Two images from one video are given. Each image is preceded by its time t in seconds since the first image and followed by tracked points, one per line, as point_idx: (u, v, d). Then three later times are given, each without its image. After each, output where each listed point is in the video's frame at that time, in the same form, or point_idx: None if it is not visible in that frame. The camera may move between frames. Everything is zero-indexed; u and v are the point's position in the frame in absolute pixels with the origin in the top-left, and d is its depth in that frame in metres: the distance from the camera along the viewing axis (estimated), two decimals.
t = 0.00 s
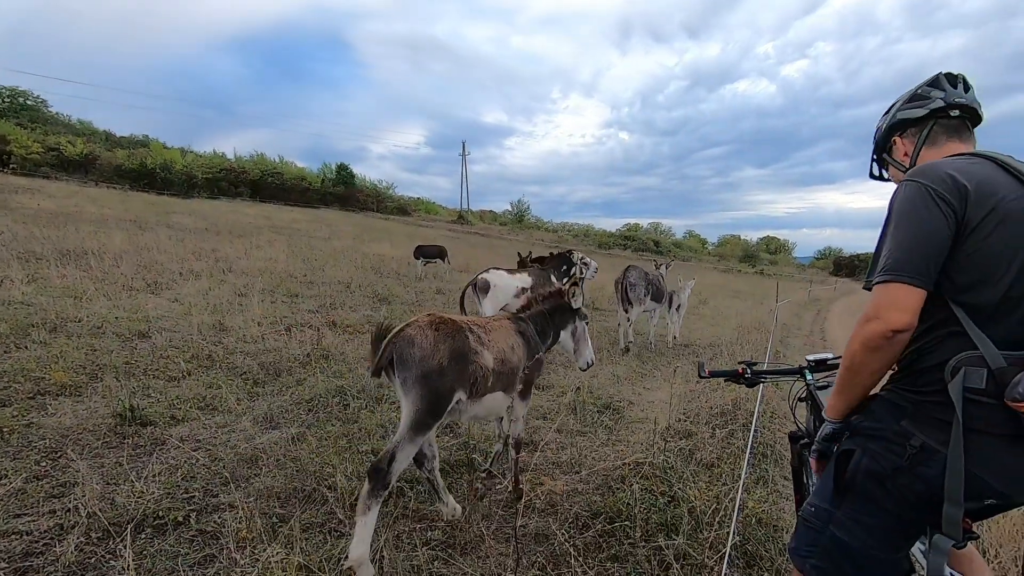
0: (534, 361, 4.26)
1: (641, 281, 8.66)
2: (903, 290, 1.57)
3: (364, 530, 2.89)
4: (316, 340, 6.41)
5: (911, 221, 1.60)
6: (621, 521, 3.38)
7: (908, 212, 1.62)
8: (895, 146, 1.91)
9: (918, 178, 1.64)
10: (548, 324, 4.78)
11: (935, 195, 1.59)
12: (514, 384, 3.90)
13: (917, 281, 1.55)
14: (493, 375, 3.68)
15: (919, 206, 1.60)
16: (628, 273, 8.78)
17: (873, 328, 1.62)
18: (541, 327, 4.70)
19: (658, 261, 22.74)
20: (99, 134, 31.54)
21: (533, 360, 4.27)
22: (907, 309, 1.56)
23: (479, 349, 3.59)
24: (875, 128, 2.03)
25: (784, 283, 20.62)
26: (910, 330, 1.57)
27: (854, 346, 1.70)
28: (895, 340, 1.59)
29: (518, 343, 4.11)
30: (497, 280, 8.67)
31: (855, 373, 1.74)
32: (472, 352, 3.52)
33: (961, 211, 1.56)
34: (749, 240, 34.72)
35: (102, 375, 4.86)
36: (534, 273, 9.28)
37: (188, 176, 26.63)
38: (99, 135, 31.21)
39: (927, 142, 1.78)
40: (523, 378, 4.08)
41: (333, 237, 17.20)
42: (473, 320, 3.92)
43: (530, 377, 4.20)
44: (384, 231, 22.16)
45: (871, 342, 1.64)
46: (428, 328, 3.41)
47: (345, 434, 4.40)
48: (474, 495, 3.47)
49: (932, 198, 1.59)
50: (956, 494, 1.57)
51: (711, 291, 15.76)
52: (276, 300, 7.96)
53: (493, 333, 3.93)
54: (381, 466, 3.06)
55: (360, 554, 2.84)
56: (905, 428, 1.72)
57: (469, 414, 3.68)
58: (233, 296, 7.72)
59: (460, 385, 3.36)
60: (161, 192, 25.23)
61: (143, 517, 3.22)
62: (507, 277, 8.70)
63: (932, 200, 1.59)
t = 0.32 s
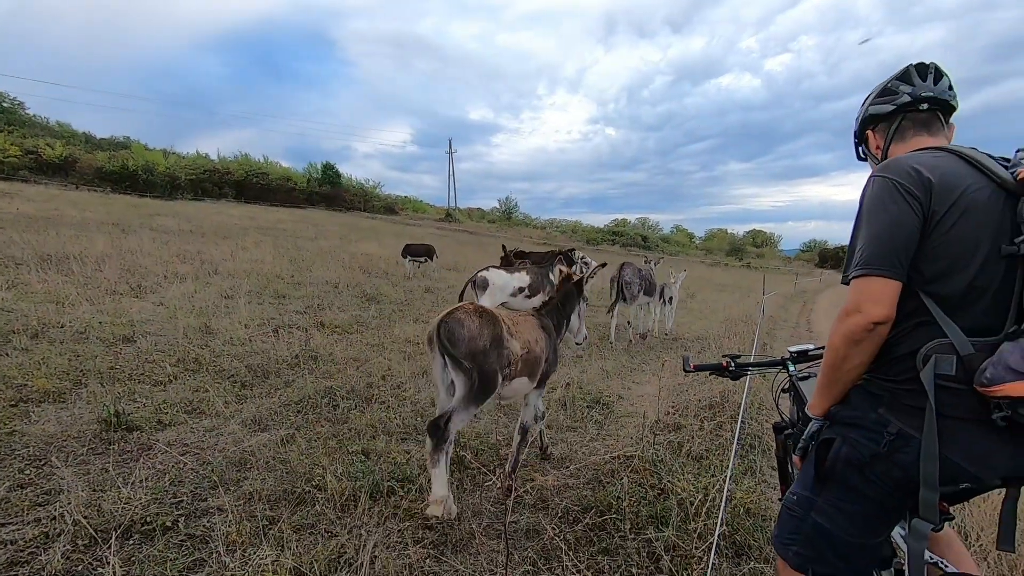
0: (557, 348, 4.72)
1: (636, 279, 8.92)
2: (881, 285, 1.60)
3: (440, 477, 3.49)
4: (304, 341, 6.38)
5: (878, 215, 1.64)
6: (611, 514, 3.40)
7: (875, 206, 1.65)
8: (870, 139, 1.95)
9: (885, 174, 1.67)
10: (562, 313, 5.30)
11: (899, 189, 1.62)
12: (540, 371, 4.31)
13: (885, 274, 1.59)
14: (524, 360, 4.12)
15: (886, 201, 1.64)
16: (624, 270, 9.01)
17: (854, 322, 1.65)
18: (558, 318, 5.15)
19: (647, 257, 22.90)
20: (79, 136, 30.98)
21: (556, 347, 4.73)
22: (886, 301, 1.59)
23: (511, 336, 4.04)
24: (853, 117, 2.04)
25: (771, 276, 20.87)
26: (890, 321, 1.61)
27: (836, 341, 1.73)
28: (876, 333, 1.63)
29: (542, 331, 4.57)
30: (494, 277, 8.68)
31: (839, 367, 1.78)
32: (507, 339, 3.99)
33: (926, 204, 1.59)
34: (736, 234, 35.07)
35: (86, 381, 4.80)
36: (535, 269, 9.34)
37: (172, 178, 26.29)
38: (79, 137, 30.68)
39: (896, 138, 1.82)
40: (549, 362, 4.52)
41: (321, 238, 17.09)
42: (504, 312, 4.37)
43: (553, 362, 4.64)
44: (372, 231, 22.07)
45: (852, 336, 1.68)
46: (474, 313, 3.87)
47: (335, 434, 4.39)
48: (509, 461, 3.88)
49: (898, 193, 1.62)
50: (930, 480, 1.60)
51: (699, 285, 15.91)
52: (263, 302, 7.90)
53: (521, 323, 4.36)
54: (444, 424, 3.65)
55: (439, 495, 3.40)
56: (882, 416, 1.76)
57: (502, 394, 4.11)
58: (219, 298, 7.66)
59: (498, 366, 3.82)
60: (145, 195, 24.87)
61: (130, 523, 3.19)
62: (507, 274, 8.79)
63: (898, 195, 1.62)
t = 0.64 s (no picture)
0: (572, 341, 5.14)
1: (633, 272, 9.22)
2: (870, 284, 1.61)
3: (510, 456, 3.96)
4: (294, 344, 6.33)
5: (864, 214, 1.65)
6: (604, 514, 3.41)
7: (861, 205, 1.67)
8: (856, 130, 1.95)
9: (870, 172, 1.69)
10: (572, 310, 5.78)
11: (884, 188, 1.64)
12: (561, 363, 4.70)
13: (873, 273, 1.60)
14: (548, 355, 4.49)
15: (872, 200, 1.65)
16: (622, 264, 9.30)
17: (845, 322, 1.66)
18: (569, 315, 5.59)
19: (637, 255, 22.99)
20: (62, 140, 30.57)
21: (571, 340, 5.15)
22: (876, 300, 1.61)
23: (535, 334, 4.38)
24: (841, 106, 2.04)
25: (760, 273, 21.04)
26: (880, 320, 1.62)
27: (826, 341, 1.73)
28: (868, 332, 1.64)
29: (557, 326, 4.96)
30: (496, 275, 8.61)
31: (828, 367, 1.78)
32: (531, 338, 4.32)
33: (911, 202, 1.61)
34: (726, 232, 35.32)
35: (72, 388, 4.74)
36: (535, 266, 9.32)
37: (158, 180, 26.03)
38: (63, 141, 30.29)
39: (883, 133, 1.83)
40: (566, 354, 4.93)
41: (310, 240, 16.99)
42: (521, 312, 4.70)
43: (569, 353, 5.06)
44: (362, 232, 21.97)
45: (843, 335, 1.68)
46: (500, 318, 4.17)
47: (326, 438, 4.37)
48: (563, 421, 4.53)
49: (884, 191, 1.64)
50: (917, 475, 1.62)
51: (689, 283, 16.01)
52: (252, 305, 7.85)
53: (540, 321, 4.72)
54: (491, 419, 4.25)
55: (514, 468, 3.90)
56: (870, 413, 1.77)
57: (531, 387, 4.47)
58: (208, 302, 7.59)
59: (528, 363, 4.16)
60: (131, 198, 24.59)
61: (118, 532, 3.14)
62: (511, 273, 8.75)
63: (883, 193, 1.64)
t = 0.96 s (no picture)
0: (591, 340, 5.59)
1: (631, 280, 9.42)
2: (860, 290, 1.62)
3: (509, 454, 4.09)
4: (286, 352, 6.30)
5: (854, 220, 1.66)
6: (599, 521, 3.41)
7: (852, 212, 1.68)
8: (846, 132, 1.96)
9: (861, 178, 1.70)
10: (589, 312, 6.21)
11: (874, 195, 1.65)
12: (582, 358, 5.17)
13: (864, 280, 1.61)
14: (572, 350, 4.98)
15: (862, 207, 1.66)
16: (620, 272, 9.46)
17: (837, 328, 1.67)
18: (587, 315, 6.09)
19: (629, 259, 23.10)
20: (49, 146, 30.27)
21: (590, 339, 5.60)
22: (868, 306, 1.61)
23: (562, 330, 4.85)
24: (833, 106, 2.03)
25: (750, 275, 21.21)
26: (871, 326, 1.63)
27: (817, 347, 1.74)
28: (859, 337, 1.65)
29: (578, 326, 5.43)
30: (502, 280, 8.57)
31: (820, 373, 1.78)
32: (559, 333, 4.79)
33: (901, 210, 1.62)
34: (717, 234, 35.60)
35: (61, 399, 4.68)
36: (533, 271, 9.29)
37: (147, 187, 25.84)
38: (50, 147, 30.02)
39: (874, 139, 1.84)
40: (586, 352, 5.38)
41: (302, 246, 16.91)
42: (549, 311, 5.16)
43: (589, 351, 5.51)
44: (354, 238, 21.90)
45: (835, 340, 1.69)
46: (536, 312, 4.61)
47: (318, 447, 4.35)
48: (584, 424, 4.92)
49: (874, 198, 1.65)
50: (909, 481, 1.63)
51: (681, 286, 16.11)
52: (243, 313, 7.80)
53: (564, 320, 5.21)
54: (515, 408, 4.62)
55: (509, 468, 4.04)
56: (862, 419, 1.78)
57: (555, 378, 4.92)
58: (199, 310, 7.54)
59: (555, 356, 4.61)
60: (119, 205, 24.39)
61: (108, 546, 3.09)
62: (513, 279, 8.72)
63: (873, 200, 1.65)
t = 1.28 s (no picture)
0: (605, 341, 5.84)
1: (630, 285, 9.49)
2: (851, 293, 1.64)
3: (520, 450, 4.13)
4: (280, 359, 6.27)
5: (846, 225, 1.68)
6: (595, 527, 3.41)
7: (843, 216, 1.69)
8: (843, 133, 1.98)
9: (852, 183, 1.71)
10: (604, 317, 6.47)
11: (865, 199, 1.66)
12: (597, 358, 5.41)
13: (855, 283, 1.63)
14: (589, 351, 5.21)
15: (854, 211, 1.68)
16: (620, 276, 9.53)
17: (827, 330, 1.68)
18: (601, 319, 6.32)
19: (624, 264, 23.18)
20: (40, 154, 30.10)
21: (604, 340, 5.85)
22: (856, 309, 1.63)
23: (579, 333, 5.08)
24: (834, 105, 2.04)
25: (744, 279, 21.32)
26: (861, 329, 1.65)
27: (808, 350, 1.76)
28: (849, 340, 1.66)
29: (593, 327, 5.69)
30: (503, 286, 8.55)
31: (811, 375, 1.80)
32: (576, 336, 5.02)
33: (892, 214, 1.63)
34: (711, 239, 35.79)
35: (53, 408, 4.64)
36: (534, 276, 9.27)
37: (140, 194, 25.72)
38: (41, 155, 29.84)
39: (868, 142, 1.86)
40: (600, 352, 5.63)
41: (296, 253, 16.87)
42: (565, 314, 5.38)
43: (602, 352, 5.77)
44: (349, 244, 21.86)
45: (824, 344, 1.71)
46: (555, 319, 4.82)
47: (313, 454, 4.33)
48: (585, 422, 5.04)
49: (865, 202, 1.67)
50: (901, 483, 1.65)
51: (676, 291, 16.18)
52: (237, 320, 7.76)
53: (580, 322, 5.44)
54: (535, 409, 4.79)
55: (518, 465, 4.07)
56: (855, 422, 1.80)
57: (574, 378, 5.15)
58: (192, 318, 7.51)
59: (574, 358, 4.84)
60: (111, 212, 24.25)
61: (101, 557, 3.05)
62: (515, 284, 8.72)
63: (864, 204, 1.66)
